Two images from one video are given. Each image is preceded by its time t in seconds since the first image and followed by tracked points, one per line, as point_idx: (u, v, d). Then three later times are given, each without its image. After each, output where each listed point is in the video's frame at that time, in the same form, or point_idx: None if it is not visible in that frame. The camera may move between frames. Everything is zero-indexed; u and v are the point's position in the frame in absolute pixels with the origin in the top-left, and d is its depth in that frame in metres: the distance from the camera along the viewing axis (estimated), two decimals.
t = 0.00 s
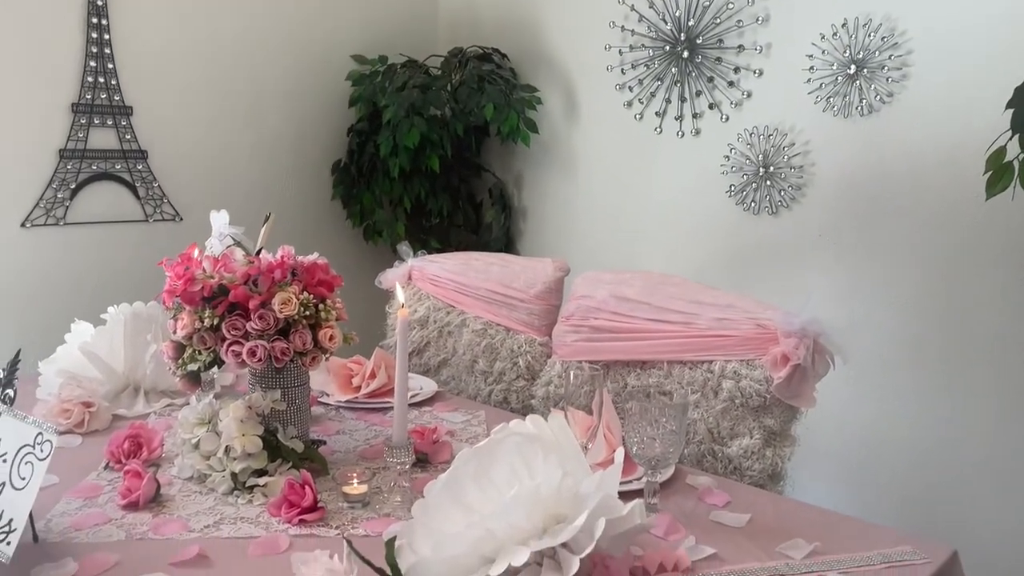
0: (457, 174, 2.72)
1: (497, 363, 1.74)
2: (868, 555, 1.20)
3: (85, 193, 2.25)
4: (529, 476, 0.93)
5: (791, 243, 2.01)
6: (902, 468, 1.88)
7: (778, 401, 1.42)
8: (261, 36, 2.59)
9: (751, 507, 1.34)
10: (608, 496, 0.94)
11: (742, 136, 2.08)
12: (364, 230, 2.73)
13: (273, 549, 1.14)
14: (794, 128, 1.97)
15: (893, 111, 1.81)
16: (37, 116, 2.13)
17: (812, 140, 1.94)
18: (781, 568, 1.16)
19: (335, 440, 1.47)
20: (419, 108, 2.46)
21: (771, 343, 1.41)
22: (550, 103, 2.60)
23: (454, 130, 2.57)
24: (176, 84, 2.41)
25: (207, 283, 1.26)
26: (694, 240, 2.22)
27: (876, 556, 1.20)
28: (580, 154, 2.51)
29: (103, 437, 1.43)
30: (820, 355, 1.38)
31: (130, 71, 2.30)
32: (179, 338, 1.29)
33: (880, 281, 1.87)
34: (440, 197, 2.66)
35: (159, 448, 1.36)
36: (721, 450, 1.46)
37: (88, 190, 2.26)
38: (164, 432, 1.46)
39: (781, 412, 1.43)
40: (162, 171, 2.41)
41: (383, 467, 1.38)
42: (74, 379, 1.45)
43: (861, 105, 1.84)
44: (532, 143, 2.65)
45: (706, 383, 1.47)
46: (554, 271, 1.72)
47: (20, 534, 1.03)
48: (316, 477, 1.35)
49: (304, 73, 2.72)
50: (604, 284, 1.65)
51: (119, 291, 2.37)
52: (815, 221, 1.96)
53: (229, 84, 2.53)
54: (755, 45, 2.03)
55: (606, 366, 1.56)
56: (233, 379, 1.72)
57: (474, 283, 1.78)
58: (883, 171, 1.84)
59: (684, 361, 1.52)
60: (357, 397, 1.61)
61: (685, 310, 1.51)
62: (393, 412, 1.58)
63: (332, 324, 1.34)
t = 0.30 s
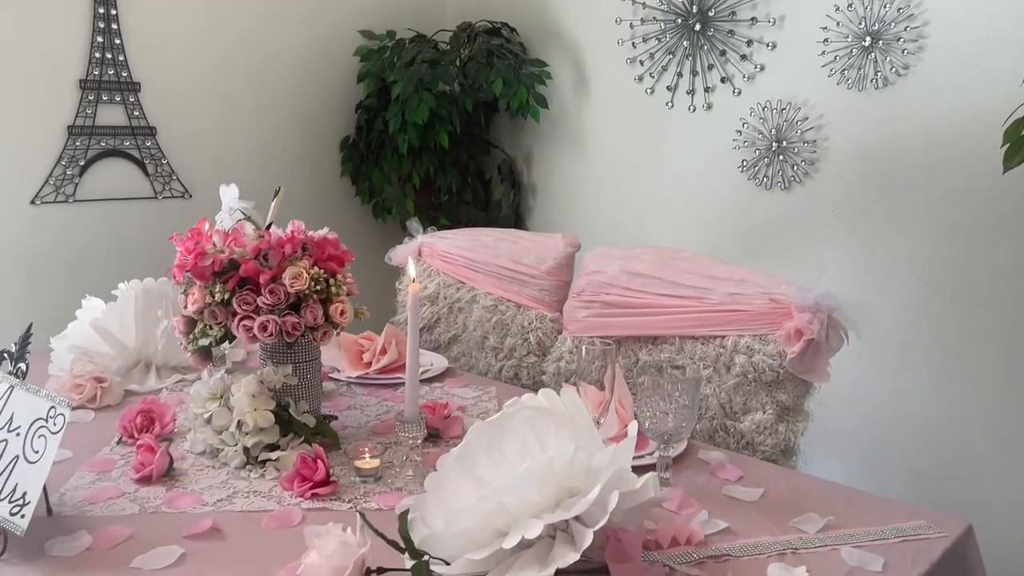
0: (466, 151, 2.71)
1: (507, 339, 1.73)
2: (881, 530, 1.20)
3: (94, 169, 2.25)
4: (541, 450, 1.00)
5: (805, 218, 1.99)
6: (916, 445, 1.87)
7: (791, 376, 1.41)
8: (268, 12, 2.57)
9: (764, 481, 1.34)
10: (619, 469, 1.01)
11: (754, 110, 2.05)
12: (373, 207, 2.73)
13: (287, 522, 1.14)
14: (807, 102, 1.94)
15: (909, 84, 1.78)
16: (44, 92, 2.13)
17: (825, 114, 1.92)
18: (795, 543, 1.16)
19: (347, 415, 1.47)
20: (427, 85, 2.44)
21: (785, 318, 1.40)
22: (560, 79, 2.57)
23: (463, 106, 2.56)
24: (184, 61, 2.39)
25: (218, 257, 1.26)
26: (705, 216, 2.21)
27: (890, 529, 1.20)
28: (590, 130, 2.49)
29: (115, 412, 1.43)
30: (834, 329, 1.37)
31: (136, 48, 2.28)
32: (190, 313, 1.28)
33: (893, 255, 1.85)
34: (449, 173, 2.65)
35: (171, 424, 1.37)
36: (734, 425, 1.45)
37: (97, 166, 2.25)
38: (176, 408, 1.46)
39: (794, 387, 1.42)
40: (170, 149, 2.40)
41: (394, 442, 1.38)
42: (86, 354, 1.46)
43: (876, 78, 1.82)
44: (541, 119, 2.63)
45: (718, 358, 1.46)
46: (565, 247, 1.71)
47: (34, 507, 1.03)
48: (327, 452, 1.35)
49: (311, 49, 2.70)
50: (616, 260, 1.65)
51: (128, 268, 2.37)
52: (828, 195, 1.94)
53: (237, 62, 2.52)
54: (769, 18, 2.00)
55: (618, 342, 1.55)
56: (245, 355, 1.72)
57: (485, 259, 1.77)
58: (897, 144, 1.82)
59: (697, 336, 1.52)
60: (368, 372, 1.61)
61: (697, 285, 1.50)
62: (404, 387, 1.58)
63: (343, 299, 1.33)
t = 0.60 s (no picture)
0: (477, 125, 2.68)
1: (519, 314, 1.73)
2: (897, 501, 1.20)
3: (104, 145, 2.25)
4: (554, 422, 1.00)
5: (819, 190, 1.97)
6: (932, 418, 1.86)
7: (806, 349, 1.40)
8: None
9: (778, 453, 1.33)
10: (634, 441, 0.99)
11: (768, 82, 2.02)
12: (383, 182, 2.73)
13: (301, 493, 1.14)
14: (823, 72, 1.92)
15: (926, 53, 1.75)
16: (53, 66, 2.12)
17: (841, 85, 1.89)
18: (810, 515, 1.16)
19: (359, 388, 1.47)
20: (437, 58, 2.42)
21: (799, 290, 1.39)
22: (570, 53, 2.55)
23: (473, 80, 2.54)
24: (191, 35, 2.38)
25: (229, 230, 1.25)
26: (718, 190, 2.19)
27: (906, 501, 1.19)
28: (602, 103, 2.46)
29: (128, 385, 1.44)
30: (849, 302, 1.35)
31: (143, 22, 2.27)
32: (202, 286, 1.28)
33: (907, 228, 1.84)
34: (458, 148, 2.64)
35: (184, 396, 1.37)
36: (747, 398, 1.45)
37: (108, 142, 2.25)
38: (189, 381, 1.46)
39: (808, 360, 1.41)
40: (180, 124, 2.40)
41: (407, 415, 1.38)
42: (99, 328, 1.47)
43: (893, 48, 1.79)
44: (552, 92, 2.60)
45: (732, 332, 1.46)
46: (577, 220, 1.70)
47: (50, 479, 1.03)
48: (340, 425, 1.35)
49: (319, 22, 2.69)
50: (628, 233, 1.64)
51: (139, 243, 2.38)
52: (843, 168, 1.92)
53: (245, 36, 2.51)
54: None
55: (631, 316, 1.55)
56: (257, 330, 1.72)
57: (496, 234, 1.77)
58: (913, 116, 1.79)
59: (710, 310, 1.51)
60: (380, 346, 1.61)
61: (710, 258, 1.49)
62: (416, 361, 1.58)
63: (355, 272, 1.33)
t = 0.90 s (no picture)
0: (489, 99, 2.70)
1: (532, 287, 1.73)
2: (915, 472, 1.19)
3: (116, 119, 2.29)
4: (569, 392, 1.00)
5: (834, 163, 1.96)
6: (948, 389, 1.87)
7: (822, 320, 1.39)
8: None
9: (793, 424, 1.33)
10: (651, 410, 0.98)
11: (784, 52, 2.00)
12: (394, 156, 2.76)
13: (316, 464, 1.15)
14: (840, 42, 1.90)
15: (947, 22, 1.73)
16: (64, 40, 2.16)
17: (859, 56, 1.87)
18: (826, 485, 1.15)
19: (373, 360, 1.48)
20: (449, 30, 2.40)
21: (815, 262, 1.38)
22: (583, 25, 2.51)
23: (485, 53, 2.53)
24: (201, 9, 2.41)
25: (243, 202, 1.25)
26: (732, 162, 2.18)
27: (923, 472, 1.19)
28: (615, 75, 2.44)
29: (144, 357, 1.45)
30: (866, 273, 1.35)
31: None
32: (216, 258, 1.28)
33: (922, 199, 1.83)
34: (470, 122, 2.64)
35: (200, 368, 1.38)
36: (762, 370, 1.45)
37: (119, 116, 2.30)
38: (204, 353, 1.47)
39: (825, 332, 1.40)
40: (191, 98, 2.44)
41: (421, 386, 1.39)
42: (114, 301, 1.47)
43: (912, 17, 1.77)
44: (565, 64, 2.58)
45: (748, 304, 1.45)
46: (591, 192, 1.70)
47: (68, 448, 1.04)
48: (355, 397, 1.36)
49: None
50: (642, 205, 1.63)
51: (152, 218, 2.42)
52: (861, 139, 1.91)
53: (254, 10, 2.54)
54: None
55: (645, 288, 1.54)
56: (271, 304, 1.73)
57: (508, 207, 1.77)
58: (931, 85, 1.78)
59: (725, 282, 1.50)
60: (394, 319, 1.61)
61: (726, 230, 1.48)
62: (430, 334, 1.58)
63: (368, 244, 1.32)
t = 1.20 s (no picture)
0: (501, 76, 2.71)
1: (546, 264, 1.74)
2: (931, 447, 1.19)
3: (129, 96, 2.36)
4: (585, 367, 1.00)
5: (852, 137, 1.96)
6: (961, 365, 1.89)
7: (838, 296, 1.39)
8: None
9: (808, 400, 1.33)
10: (667, 384, 0.98)
11: (801, 26, 1.99)
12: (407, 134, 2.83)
13: (333, 438, 1.16)
14: (857, 16, 1.89)
15: None
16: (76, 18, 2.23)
17: (876, 29, 1.87)
18: (841, 460, 1.15)
19: (388, 337, 1.48)
20: (459, 6, 2.48)
21: (832, 237, 1.38)
22: None
23: (497, 28, 2.57)
24: None
25: (258, 177, 1.25)
26: (748, 137, 2.18)
27: (939, 447, 1.19)
28: (629, 51, 2.42)
29: (161, 333, 1.46)
30: (883, 249, 1.34)
31: None
32: (231, 235, 1.28)
33: (936, 173, 1.84)
34: (481, 98, 2.67)
35: (216, 344, 1.38)
36: (777, 346, 1.45)
37: (132, 94, 2.36)
38: (220, 329, 1.48)
39: (840, 307, 1.40)
40: (202, 75, 2.50)
41: (436, 362, 1.39)
42: (130, 278, 1.48)
43: None
44: (578, 40, 2.57)
45: (763, 280, 1.44)
46: (604, 168, 1.70)
47: (88, 422, 1.05)
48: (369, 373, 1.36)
49: None
50: (656, 181, 1.63)
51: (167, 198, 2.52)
52: (878, 114, 1.91)
53: None
54: None
55: (659, 264, 1.54)
56: (286, 280, 1.74)
57: (521, 183, 1.78)
58: (948, 58, 1.78)
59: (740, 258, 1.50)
60: (407, 296, 1.62)
61: (741, 206, 1.48)
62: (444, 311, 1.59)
63: (383, 220, 1.32)
